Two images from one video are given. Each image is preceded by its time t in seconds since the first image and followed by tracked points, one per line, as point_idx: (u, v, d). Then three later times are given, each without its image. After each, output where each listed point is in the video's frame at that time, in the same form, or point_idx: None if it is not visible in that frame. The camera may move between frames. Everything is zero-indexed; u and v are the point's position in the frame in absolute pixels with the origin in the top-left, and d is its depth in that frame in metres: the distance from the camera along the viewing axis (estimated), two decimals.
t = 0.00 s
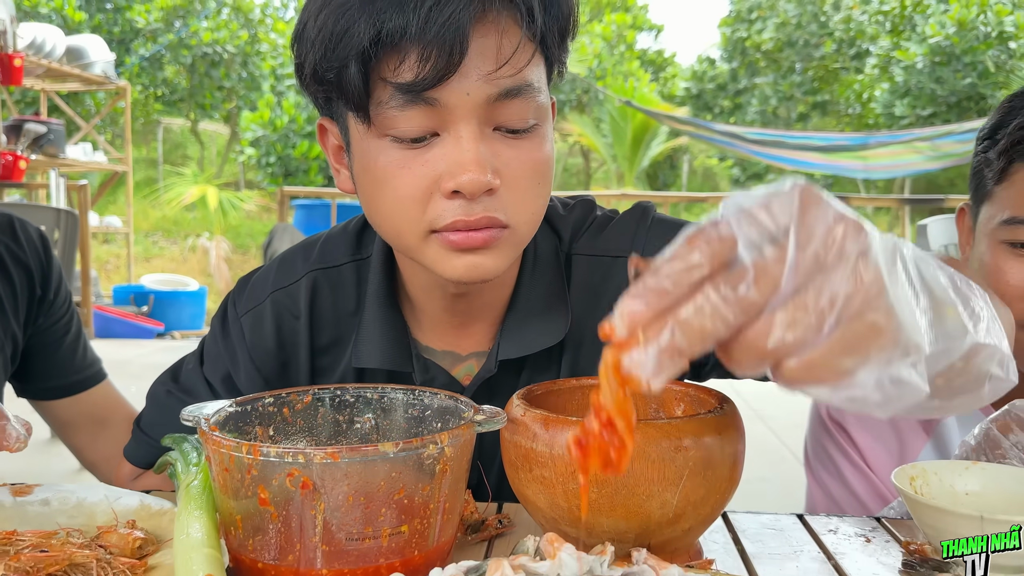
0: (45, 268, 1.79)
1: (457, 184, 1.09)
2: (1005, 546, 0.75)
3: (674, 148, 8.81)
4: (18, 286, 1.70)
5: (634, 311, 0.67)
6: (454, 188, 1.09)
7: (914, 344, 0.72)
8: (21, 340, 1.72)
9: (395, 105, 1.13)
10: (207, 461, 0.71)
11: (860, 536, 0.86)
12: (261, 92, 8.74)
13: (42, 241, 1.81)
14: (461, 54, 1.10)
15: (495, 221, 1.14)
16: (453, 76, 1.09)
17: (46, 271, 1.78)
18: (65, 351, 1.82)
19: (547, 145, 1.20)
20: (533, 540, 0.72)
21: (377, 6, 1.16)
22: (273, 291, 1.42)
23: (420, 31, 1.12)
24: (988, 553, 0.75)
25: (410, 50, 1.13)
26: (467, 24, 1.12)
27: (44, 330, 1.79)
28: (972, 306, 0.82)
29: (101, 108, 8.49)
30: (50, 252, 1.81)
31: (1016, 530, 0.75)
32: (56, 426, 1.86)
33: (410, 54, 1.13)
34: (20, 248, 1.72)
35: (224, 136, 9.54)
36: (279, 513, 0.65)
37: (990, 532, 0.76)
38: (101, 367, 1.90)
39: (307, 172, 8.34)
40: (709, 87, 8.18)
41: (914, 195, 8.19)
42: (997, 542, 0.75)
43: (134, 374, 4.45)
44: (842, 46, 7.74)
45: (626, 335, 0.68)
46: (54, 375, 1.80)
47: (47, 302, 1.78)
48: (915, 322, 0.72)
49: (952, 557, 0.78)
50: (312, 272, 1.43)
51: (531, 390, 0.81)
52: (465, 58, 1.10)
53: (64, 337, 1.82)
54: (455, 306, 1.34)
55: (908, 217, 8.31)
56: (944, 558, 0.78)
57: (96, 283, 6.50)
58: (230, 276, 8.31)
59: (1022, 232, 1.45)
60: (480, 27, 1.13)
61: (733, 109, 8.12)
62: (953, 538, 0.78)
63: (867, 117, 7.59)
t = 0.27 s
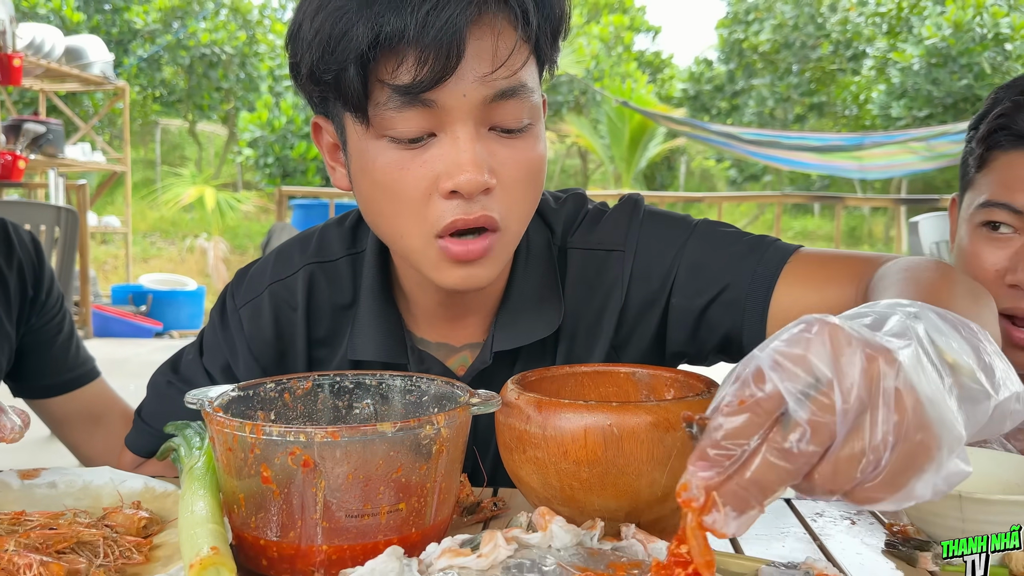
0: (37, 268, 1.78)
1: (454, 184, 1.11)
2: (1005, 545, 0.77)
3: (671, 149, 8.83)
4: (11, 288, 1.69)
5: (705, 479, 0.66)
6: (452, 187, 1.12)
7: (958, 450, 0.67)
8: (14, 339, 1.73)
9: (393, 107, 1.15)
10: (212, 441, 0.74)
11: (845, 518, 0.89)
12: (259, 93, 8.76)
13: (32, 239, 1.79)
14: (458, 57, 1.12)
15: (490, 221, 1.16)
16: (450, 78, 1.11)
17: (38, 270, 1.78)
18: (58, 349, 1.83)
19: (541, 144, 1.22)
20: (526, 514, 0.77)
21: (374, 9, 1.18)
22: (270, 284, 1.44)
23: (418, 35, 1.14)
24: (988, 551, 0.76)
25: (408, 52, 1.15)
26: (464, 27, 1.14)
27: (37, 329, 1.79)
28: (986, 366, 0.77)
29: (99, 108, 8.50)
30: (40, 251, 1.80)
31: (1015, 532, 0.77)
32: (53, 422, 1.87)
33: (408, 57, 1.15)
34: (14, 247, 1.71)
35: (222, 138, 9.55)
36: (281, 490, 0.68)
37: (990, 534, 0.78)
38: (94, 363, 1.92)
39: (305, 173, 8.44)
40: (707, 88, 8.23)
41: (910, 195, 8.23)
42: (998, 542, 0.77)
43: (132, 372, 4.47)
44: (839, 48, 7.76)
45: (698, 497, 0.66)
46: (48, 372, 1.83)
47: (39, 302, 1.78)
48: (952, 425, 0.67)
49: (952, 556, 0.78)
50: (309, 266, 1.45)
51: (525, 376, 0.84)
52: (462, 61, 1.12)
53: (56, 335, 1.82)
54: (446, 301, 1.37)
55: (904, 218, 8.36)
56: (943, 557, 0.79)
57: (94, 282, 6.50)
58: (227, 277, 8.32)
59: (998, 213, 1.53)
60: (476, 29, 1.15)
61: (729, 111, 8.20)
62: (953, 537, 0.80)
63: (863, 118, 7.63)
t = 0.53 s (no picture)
0: (35, 278, 1.83)
1: (459, 173, 1.14)
2: (1005, 546, 0.76)
3: (668, 150, 8.86)
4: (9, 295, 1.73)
5: (745, 367, 0.80)
6: (456, 176, 1.14)
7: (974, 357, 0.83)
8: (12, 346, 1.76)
9: (398, 99, 1.18)
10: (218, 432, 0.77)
11: (832, 509, 0.93)
12: (257, 93, 8.78)
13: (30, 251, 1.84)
14: (463, 51, 1.14)
15: (493, 210, 1.20)
16: (454, 71, 1.14)
17: (35, 280, 1.82)
18: (54, 357, 1.84)
19: (539, 138, 1.25)
20: (522, 500, 0.80)
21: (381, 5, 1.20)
22: (272, 282, 1.46)
23: (424, 29, 1.16)
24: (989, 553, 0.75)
25: (413, 47, 1.17)
26: (468, 23, 1.17)
27: (34, 337, 1.82)
28: (995, 296, 0.90)
29: (98, 108, 8.51)
30: (39, 263, 1.85)
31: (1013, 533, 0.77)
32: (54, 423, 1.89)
33: (414, 51, 1.17)
34: (14, 257, 1.76)
35: (220, 137, 9.57)
36: (287, 476, 0.71)
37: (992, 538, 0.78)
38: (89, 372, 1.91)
39: (303, 172, 8.46)
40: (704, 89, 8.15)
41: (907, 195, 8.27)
42: (997, 542, 0.76)
43: (133, 371, 4.49)
44: (836, 49, 7.78)
45: (738, 385, 0.80)
46: (41, 379, 1.82)
47: (37, 311, 1.81)
48: (972, 337, 0.82)
49: (953, 556, 0.78)
50: (310, 264, 1.47)
51: (521, 370, 0.87)
52: (466, 55, 1.15)
53: (51, 343, 1.84)
54: (448, 294, 1.39)
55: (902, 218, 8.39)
56: (944, 557, 0.78)
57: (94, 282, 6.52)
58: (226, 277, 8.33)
59: (975, 208, 1.51)
60: (480, 25, 1.18)
61: (727, 111, 8.11)
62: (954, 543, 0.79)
63: (861, 119, 7.67)
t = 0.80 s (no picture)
0: (45, 281, 1.89)
1: (480, 129, 1.16)
2: (1004, 545, 0.76)
3: (667, 150, 8.89)
4: (21, 296, 1.80)
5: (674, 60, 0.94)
6: (477, 133, 1.16)
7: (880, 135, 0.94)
8: (22, 347, 1.81)
9: (417, 64, 1.22)
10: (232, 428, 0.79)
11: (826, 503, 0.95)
12: (257, 92, 8.80)
13: (40, 257, 1.91)
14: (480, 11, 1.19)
15: (513, 166, 1.19)
16: (472, 30, 1.18)
17: (45, 283, 1.89)
18: (63, 358, 1.88)
19: (548, 113, 1.28)
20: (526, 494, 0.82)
21: None
22: (284, 283, 1.49)
23: None
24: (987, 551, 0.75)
25: (431, 13, 1.22)
26: None
27: (43, 338, 1.88)
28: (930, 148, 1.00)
29: (98, 107, 8.53)
30: (48, 268, 1.92)
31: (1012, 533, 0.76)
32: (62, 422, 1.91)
33: (432, 16, 1.21)
34: (24, 260, 1.83)
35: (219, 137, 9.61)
36: (299, 472, 0.73)
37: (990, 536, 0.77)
38: (95, 372, 1.92)
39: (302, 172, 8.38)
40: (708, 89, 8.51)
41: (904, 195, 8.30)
42: (996, 541, 0.75)
43: (133, 370, 4.51)
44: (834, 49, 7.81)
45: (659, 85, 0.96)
46: (50, 379, 1.85)
47: (46, 313, 1.87)
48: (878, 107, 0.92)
49: (953, 556, 0.77)
50: (320, 264, 1.49)
51: (526, 369, 0.89)
52: (482, 17, 1.19)
53: (60, 344, 1.89)
54: (462, 284, 1.42)
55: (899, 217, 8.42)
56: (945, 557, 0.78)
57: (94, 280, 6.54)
58: (225, 276, 8.35)
59: (962, 209, 1.52)
60: None
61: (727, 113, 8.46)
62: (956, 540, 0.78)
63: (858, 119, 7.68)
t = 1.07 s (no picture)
0: (53, 278, 1.92)
1: (476, 69, 1.21)
2: (1005, 546, 0.79)
3: (665, 149, 8.90)
4: (29, 292, 1.82)
5: None
6: (474, 73, 1.21)
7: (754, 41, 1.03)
8: (31, 342, 1.83)
9: (414, 24, 1.27)
10: (241, 420, 0.82)
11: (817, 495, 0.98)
12: (255, 91, 8.80)
13: (48, 255, 1.94)
14: None
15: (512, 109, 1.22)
16: None
17: (53, 281, 1.91)
18: (70, 353, 1.90)
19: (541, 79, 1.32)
20: (527, 484, 0.85)
21: None
22: (291, 279, 1.51)
23: None
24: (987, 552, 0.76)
25: None
26: None
27: (50, 335, 1.90)
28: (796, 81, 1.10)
29: (96, 105, 8.52)
30: (56, 266, 1.94)
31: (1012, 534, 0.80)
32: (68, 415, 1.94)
33: None
34: (32, 258, 1.86)
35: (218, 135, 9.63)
36: (307, 463, 0.76)
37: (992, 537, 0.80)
38: (101, 369, 1.94)
39: (301, 170, 8.44)
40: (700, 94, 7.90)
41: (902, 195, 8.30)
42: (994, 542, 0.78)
43: (133, 367, 4.52)
44: (832, 49, 7.80)
45: None
46: (57, 375, 1.87)
47: (54, 310, 1.90)
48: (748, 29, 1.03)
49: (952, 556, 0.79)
50: (326, 260, 1.51)
51: (524, 364, 0.92)
52: None
53: (67, 341, 1.91)
54: (468, 268, 1.44)
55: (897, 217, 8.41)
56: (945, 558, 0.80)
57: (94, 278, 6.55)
58: (224, 274, 8.36)
59: (947, 209, 1.55)
60: None
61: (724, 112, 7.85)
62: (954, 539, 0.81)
63: (856, 118, 7.66)
